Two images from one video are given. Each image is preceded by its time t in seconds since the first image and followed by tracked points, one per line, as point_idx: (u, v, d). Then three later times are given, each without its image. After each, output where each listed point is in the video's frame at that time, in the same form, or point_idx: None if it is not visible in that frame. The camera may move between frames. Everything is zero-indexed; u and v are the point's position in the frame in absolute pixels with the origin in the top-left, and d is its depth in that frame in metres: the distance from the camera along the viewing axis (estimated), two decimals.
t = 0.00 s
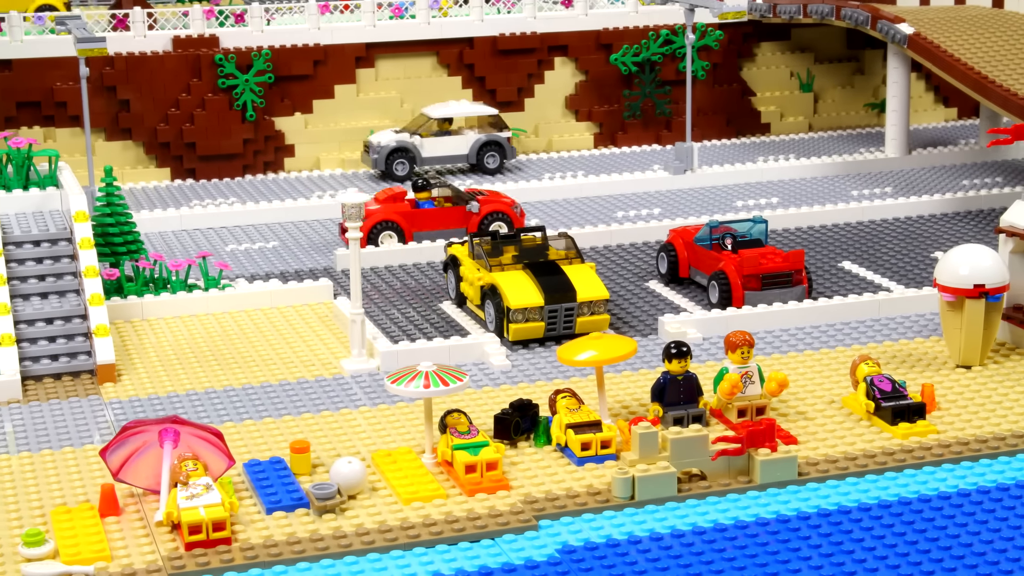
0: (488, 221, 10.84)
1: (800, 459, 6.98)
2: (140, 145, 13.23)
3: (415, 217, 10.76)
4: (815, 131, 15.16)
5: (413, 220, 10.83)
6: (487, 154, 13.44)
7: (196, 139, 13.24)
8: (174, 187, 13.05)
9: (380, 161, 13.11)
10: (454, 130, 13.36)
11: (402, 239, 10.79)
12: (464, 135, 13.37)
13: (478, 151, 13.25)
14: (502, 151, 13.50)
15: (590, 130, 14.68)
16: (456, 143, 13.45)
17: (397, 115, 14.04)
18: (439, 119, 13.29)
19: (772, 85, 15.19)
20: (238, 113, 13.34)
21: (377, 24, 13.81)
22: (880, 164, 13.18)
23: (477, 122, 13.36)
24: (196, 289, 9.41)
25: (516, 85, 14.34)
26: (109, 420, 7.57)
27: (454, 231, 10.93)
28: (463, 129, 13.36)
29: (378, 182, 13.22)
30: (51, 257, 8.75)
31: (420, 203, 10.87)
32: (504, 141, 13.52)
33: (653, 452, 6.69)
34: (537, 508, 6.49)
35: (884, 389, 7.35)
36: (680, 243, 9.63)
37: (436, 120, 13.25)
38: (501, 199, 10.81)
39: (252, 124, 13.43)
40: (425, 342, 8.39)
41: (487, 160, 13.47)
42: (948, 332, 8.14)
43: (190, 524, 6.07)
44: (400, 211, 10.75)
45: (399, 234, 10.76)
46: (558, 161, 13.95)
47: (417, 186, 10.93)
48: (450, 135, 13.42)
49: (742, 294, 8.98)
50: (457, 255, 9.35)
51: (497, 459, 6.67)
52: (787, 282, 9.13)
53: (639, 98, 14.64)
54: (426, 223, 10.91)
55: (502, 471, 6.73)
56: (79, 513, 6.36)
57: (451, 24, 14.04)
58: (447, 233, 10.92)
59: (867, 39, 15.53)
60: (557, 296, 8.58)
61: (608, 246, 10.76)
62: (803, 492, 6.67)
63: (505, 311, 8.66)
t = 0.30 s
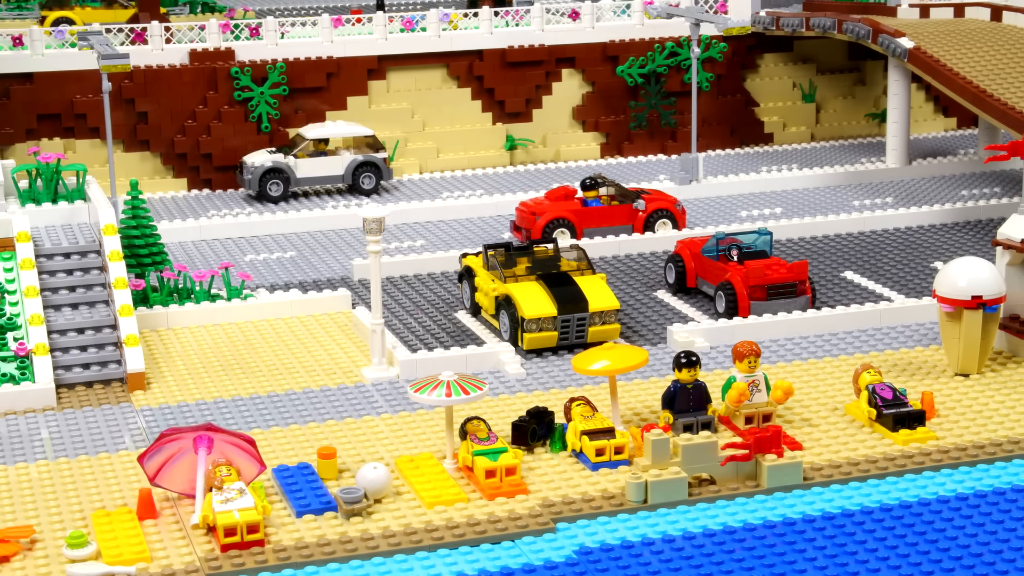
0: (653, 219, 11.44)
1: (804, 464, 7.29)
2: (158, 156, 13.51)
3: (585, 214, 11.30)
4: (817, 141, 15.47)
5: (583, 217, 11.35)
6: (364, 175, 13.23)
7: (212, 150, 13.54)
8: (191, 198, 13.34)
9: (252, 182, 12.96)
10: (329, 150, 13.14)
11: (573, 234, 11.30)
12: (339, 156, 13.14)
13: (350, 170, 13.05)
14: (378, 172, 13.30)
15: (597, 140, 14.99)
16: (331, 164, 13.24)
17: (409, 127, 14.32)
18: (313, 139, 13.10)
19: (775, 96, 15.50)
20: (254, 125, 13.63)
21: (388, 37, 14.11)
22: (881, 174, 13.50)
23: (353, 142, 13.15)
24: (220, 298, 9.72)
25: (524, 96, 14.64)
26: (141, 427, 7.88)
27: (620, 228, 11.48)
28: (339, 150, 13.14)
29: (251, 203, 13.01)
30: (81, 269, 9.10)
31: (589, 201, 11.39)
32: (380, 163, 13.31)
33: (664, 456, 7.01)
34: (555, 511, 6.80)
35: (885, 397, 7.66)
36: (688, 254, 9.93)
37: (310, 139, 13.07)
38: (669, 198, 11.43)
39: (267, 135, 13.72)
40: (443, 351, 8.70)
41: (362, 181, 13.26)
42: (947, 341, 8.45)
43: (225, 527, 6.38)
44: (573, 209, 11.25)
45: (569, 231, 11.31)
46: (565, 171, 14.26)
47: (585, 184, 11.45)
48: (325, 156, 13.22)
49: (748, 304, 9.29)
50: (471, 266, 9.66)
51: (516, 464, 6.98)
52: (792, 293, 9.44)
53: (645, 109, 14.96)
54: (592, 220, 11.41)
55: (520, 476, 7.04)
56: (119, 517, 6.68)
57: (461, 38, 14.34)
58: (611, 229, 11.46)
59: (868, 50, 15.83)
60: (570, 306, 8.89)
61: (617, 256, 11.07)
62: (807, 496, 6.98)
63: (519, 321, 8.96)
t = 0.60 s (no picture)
0: (841, 211, 12.36)
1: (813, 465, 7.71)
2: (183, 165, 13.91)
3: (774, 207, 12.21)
4: (822, 149, 15.88)
5: (777, 210, 12.27)
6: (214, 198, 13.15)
7: (236, 160, 13.95)
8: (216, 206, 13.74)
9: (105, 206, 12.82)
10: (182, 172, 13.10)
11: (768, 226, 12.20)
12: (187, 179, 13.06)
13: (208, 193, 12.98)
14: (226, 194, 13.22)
15: (607, 148, 15.38)
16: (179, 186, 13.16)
17: (425, 136, 14.73)
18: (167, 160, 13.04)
19: (781, 105, 15.90)
20: (276, 135, 14.03)
21: (405, 49, 14.52)
22: (884, 182, 13.90)
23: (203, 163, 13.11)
24: (251, 306, 10.14)
25: (537, 106, 15.05)
26: (181, 429, 8.30)
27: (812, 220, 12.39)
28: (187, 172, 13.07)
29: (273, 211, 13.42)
30: (120, 278, 9.54)
31: (782, 195, 12.31)
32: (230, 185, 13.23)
33: (680, 458, 7.42)
34: (577, 510, 7.22)
35: (889, 402, 8.07)
36: (698, 262, 10.35)
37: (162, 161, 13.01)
38: (853, 192, 12.37)
39: (288, 145, 14.11)
40: (466, 357, 9.12)
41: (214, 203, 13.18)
42: (948, 348, 8.85)
43: (269, 525, 6.80)
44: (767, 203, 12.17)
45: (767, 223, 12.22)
46: (577, 178, 14.66)
47: (776, 179, 12.37)
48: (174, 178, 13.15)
49: (758, 311, 9.71)
50: (491, 275, 10.07)
51: (541, 466, 7.38)
52: (798, 301, 9.85)
53: (655, 119, 15.36)
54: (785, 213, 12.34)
55: (545, 476, 7.45)
56: (167, 516, 7.10)
57: (476, 50, 14.75)
58: (801, 221, 12.39)
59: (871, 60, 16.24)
60: (587, 313, 9.30)
61: (629, 264, 11.47)
62: (816, 496, 7.40)
63: (539, 328, 9.38)
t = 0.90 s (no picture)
0: (976, 207, 12.89)
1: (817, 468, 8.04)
2: (201, 174, 14.24)
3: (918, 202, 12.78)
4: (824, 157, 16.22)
5: (913, 205, 12.80)
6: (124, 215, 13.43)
7: (253, 169, 14.29)
8: (234, 213, 14.07)
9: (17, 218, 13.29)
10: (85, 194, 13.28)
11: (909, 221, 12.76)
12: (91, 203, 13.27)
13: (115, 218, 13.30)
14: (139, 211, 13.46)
15: (615, 157, 15.71)
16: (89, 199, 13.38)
17: (437, 145, 15.07)
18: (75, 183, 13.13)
19: (784, 114, 16.24)
20: (292, 144, 14.37)
21: (418, 60, 14.86)
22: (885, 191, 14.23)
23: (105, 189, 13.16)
24: (272, 312, 10.48)
25: (546, 115, 15.39)
26: (209, 433, 8.63)
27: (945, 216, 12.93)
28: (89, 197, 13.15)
29: (290, 219, 13.76)
30: (148, 286, 9.90)
31: (917, 192, 12.87)
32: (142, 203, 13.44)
33: (690, 461, 7.73)
34: (593, 510, 7.55)
35: (891, 406, 8.40)
36: (705, 271, 10.68)
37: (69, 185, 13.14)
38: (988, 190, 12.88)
39: (304, 153, 14.44)
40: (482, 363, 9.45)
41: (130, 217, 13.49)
42: (947, 355, 9.19)
43: (299, 525, 7.14)
44: (904, 199, 12.72)
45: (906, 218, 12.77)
46: (586, 187, 15.01)
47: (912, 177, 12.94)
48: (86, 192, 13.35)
49: (763, 318, 10.05)
50: (505, 282, 10.40)
51: (557, 469, 7.72)
52: (803, 308, 10.19)
53: (661, 128, 15.69)
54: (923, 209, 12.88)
55: (561, 478, 7.79)
56: (201, 516, 7.45)
57: (486, 61, 15.10)
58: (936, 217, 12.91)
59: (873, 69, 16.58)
60: (599, 321, 9.63)
61: (638, 271, 11.81)
62: (821, 497, 7.73)
63: (553, 334, 9.72)
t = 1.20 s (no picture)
0: None
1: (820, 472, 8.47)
2: (221, 186, 14.68)
3: None
4: (825, 168, 16.66)
5: None
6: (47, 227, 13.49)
7: (271, 181, 14.73)
8: (253, 225, 14.50)
9: None
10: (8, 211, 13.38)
11: None
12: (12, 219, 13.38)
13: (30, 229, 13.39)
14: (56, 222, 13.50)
15: (621, 168, 16.14)
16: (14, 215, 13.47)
17: (449, 157, 15.51)
18: None
19: (785, 126, 16.67)
20: (309, 157, 14.81)
21: (430, 75, 15.30)
22: (885, 202, 14.67)
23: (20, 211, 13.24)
24: (296, 323, 10.91)
25: (554, 128, 15.82)
26: (241, 439, 9.06)
27: None
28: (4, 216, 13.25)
29: (308, 231, 14.19)
30: (179, 298, 10.34)
31: None
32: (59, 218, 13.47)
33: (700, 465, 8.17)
34: (608, 512, 7.98)
35: (890, 413, 8.82)
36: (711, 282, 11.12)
37: None
38: None
39: (321, 166, 14.88)
40: (499, 372, 9.88)
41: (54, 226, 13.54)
42: (943, 363, 9.62)
43: (332, 527, 7.57)
44: None
45: None
46: (594, 198, 15.44)
47: None
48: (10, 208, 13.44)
49: (767, 328, 10.47)
50: (520, 293, 10.83)
51: (574, 473, 8.15)
52: (805, 318, 10.62)
53: (666, 140, 16.12)
54: None
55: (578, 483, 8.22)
56: (238, 518, 7.88)
57: (496, 76, 15.53)
58: None
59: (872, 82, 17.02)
60: (610, 330, 10.06)
61: (646, 281, 12.24)
62: (824, 499, 8.16)
63: (567, 344, 10.15)
